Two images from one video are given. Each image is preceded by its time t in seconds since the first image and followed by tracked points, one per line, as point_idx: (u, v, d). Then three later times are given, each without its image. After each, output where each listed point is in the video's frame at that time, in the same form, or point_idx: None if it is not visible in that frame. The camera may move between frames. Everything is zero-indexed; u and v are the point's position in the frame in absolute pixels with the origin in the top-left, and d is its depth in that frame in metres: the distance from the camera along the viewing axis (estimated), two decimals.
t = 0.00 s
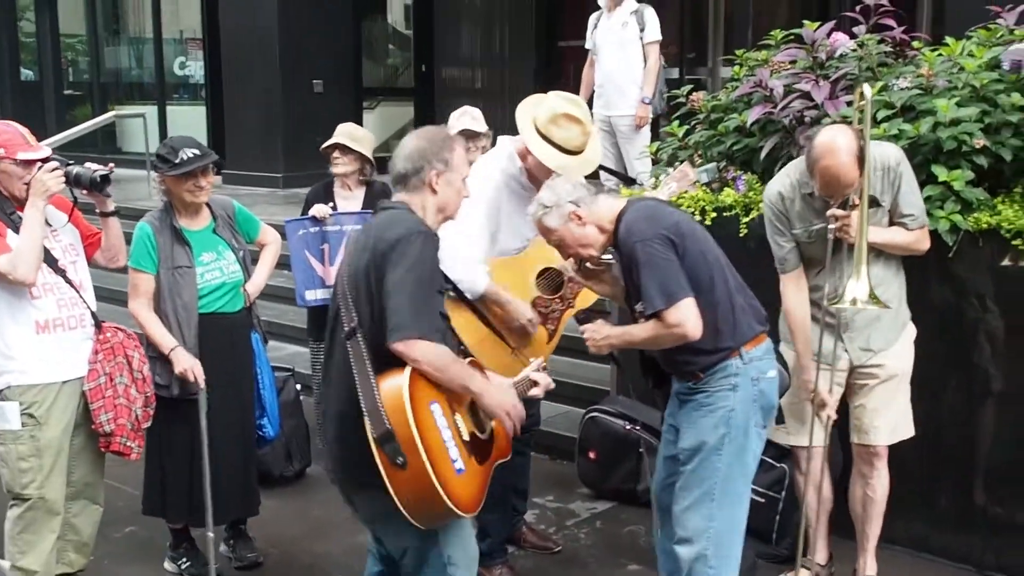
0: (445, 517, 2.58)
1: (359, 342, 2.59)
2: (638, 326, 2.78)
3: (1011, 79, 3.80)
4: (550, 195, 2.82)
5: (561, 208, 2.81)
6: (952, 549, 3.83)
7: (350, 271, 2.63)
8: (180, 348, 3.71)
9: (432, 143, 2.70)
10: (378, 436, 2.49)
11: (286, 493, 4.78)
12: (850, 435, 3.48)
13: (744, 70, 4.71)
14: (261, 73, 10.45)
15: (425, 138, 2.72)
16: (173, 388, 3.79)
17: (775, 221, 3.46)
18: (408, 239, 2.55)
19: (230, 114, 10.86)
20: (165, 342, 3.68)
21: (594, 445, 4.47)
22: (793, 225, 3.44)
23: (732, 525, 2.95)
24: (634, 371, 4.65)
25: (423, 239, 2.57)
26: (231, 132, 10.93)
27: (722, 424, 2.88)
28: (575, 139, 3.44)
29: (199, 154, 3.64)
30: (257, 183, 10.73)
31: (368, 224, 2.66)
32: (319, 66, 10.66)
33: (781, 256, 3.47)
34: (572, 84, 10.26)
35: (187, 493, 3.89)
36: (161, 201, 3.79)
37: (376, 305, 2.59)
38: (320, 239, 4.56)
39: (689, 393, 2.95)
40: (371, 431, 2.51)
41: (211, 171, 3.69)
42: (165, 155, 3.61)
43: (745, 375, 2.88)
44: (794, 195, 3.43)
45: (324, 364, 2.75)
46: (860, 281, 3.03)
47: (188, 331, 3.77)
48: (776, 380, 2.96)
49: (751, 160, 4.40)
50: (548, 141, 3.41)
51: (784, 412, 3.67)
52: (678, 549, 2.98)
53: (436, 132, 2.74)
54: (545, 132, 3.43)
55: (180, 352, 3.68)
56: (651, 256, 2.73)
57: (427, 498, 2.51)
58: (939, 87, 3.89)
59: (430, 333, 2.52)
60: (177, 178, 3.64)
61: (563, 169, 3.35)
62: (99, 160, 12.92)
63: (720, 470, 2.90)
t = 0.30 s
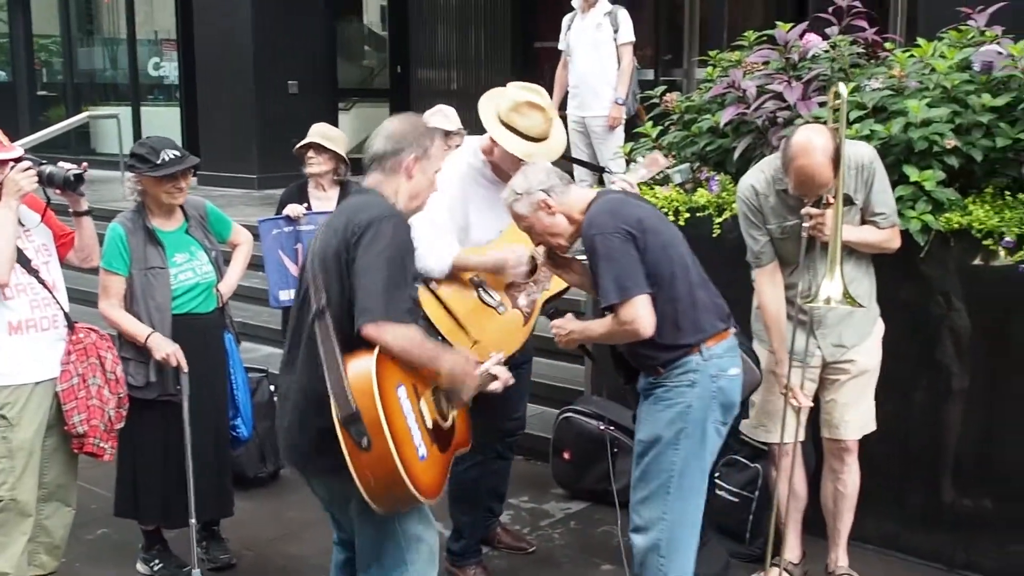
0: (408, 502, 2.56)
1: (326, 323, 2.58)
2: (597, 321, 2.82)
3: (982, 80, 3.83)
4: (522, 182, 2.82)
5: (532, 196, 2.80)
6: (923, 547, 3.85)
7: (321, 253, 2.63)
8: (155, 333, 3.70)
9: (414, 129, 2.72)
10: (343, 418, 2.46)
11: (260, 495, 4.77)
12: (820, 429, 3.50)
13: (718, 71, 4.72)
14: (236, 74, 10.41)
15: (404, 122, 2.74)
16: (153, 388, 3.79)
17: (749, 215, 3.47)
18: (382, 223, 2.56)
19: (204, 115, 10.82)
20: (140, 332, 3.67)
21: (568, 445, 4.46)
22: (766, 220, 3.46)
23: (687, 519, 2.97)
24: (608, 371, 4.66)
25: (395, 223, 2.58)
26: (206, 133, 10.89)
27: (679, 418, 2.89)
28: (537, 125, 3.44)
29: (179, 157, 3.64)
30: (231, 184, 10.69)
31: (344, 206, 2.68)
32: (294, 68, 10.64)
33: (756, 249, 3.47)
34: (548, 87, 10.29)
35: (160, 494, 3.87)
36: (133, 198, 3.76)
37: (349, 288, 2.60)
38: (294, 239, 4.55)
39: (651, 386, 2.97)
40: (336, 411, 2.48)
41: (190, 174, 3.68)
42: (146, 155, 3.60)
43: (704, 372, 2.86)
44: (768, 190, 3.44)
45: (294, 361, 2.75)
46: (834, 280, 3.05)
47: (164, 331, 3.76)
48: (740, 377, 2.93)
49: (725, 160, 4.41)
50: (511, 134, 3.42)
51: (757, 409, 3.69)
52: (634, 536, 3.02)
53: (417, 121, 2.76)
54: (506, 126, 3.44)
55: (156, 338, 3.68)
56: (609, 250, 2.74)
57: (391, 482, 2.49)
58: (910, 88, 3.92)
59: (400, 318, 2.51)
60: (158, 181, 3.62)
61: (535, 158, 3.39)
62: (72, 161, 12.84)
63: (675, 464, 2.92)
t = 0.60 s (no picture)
0: (384, 501, 2.57)
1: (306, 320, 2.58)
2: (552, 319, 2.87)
3: (957, 80, 3.85)
4: (496, 175, 2.91)
5: (504, 189, 2.89)
6: (898, 544, 3.88)
7: (297, 249, 2.62)
8: (134, 350, 3.69)
9: (379, 122, 2.70)
10: (324, 415, 2.47)
11: (238, 495, 4.76)
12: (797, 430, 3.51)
13: (695, 71, 4.73)
14: (214, 74, 10.38)
15: (370, 117, 2.72)
16: (131, 393, 3.77)
17: (724, 215, 3.48)
18: (359, 219, 2.56)
19: (183, 115, 10.78)
20: (120, 347, 3.67)
21: (546, 444, 4.46)
22: (741, 220, 3.47)
23: (644, 524, 2.95)
24: (586, 370, 4.67)
25: (374, 218, 2.58)
26: (184, 132, 10.85)
27: (633, 423, 2.90)
28: (481, 109, 3.54)
29: (159, 169, 3.63)
30: (209, 184, 10.66)
31: (316, 201, 2.66)
32: (273, 67, 10.61)
33: (733, 249, 3.48)
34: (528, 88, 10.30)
35: (136, 494, 3.86)
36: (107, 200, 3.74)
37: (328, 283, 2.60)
38: (273, 240, 4.54)
39: (610, 393, 2.98)
40: (316, 409, 2.48)
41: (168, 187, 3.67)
42: (127, 163, 3.58)
43: (658, 377, 2.87)
44: (743, 190, 3.44)
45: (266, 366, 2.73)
46: (806, 282, 3.06)
47: (137, 333, 3.74)
48: (697, 385, 2.93)
49: (702, 160, 4.42)
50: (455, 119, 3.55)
51: (730, 409, 3.69)
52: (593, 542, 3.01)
53: (379, 114, 2.75)
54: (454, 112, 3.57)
55: (134, 355, 3.67)
56: (567, 256, 2.78)
57: (369, 479, 2.50)
58: (886, 87, 3.93)
59: (385, 314, 2.53)
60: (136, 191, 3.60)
61: (488, 141, 3.49)
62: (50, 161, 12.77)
63: (630, 468, 2.91)
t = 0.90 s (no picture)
0: (381, 519, 2.58)
1: (275, 345, 2.57)
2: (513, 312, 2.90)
3: (931, 73, 3.86)
4: (459, 178, 2.93)
5: (467, 194, 2.91)
6: (873, 536, 3.90)
7: (260, 276, 2.61)
8: (109, 342, 3.69)
9: (331, 147, 2.71)
10: (308, 440, 2.45)
11: (213, 491, 4.74)
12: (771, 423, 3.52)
13: (670, 65, 4.74)
14: (189, 68, 10.32)
15: (320, 142, 2.71)
16: (106, 384, 3.75)
17: (697, 211, 3.49)
18: (321, 241, 2.55)
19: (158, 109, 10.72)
20: (94, 339, 3.65)
21: (523, 439, 4.46)
22: (713, 216, 3.48)
23: (612, 513, 2.98)
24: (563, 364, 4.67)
25: (335, 239, 2.57)
26: (159, 127, 10.79)
27: (597, 412, 2.93)
28: (441, 92, 3.56)
29: (130, 156, 3.62)
30: (185, 179, 10.61)
31: (276, 226, 2.66)
32: (249, 61, 10.57)
33: (705, 246, 3.50)
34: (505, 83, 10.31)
35: (111, 490, 3.84)
36: (80, 194, 3.73)
37: (293, 307, 2.59)
38: (250, 235, 4.51)
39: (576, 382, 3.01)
40: (299, 436, 2.46)
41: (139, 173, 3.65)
42: (98, 151, 3.56)
43: (620, 366, 2.90)
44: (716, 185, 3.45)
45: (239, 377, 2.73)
46: (779, 276, 3.08)
47: (110, 329, 3.72)
48: (660, 374, 2.94)
49: (677, 154, 4.43)
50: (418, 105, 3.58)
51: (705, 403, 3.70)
52: (559, 531, 3.04)
53: (331, 135, 2.75)
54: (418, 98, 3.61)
55: (109, 346, 3.66)
56: (522, 252, 2.80)
57: (363, 500, 2.51)
58: (860, 82, 3.94)
59: (352, 334, 2.51)
60: (107, 177, 3.58)
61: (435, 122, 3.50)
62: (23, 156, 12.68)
63: (596, 457, 2.94)
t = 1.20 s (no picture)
0: (345, 496, 2.57)
1: (253, 317, 2.56)
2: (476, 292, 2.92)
3: (905, 63, 3.87)
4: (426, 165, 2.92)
5: (435, 178, 2.90)
6: (849, 524, 3.92)
7: (237, 247, 2.58)
8: (83, 337, 3.67)
9: (312, 123, 2.69)
10: (279, 408, 2.47)
11: (190, 484, 4.72)
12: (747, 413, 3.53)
13: (646, 55, 4.74)
14: (165, 60, 10.26)
15: (300, 116, 2.69)
16: (80, 380, 3.74)
17: (670, 191, 3.51)
18: (304, 214, 2.54)
19: (135, 101, 10.67)
20: (68, 333, 3.63)
21: (501, 430, 4.46)
22: (686, 196, 3.50)
23: (587, 493, 2.99)
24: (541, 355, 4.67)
25: (317, 213, 2.57)
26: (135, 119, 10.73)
27: (565, 393, 2.93)
28: (438, 91, 3.52)
29: (106, 147, 3.59)
30: (162, 172, 10.56)
31: (256, 198, 2.64)
32: (226, 53, 10.51)
33: (658, 224, 3.58)
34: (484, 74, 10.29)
35: (87, 484, 3.82)
36: (52, 186, 3.69)
37: (272, 280, 2.58)
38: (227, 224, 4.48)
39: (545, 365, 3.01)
40: (270, 405, 2.48)
41: (115, 165, 3.63)
42: (74, 143, 3.53)
43: (584, 346, 2.90)
44: (690, 167, 3.47)
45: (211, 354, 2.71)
46: (756, 263, 3.11)
47: (85, 321, 3.71)
48: (624, 352, 2.95)
49: (654, 144, 4.43)
50: (412, 100, 3.53)
51: (684, 393, 3.70)
52: (538, 517, 3.05)
53: (308, 110, 2.74)
54: (413, 92, 3.55)
55: (84, 342, 3.65)
56: (484, 238, 2.82)
57: (327, 476, 2.50)
58: (835, 72, 3.95)
59: (333, 306, 2.52)
60: (82, 169, 3.55)
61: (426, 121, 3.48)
62: None
63: (566, 437, 2.95)
